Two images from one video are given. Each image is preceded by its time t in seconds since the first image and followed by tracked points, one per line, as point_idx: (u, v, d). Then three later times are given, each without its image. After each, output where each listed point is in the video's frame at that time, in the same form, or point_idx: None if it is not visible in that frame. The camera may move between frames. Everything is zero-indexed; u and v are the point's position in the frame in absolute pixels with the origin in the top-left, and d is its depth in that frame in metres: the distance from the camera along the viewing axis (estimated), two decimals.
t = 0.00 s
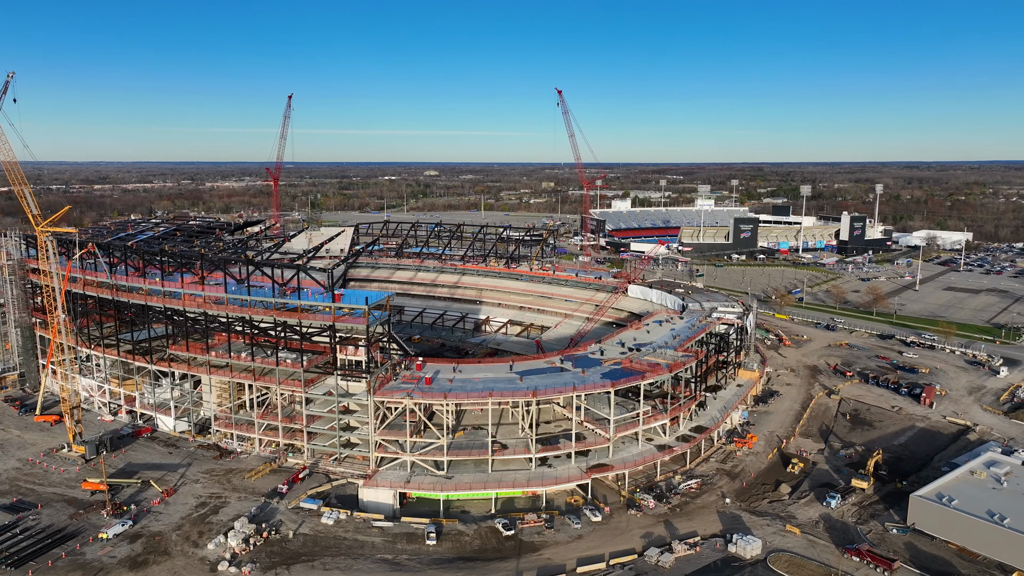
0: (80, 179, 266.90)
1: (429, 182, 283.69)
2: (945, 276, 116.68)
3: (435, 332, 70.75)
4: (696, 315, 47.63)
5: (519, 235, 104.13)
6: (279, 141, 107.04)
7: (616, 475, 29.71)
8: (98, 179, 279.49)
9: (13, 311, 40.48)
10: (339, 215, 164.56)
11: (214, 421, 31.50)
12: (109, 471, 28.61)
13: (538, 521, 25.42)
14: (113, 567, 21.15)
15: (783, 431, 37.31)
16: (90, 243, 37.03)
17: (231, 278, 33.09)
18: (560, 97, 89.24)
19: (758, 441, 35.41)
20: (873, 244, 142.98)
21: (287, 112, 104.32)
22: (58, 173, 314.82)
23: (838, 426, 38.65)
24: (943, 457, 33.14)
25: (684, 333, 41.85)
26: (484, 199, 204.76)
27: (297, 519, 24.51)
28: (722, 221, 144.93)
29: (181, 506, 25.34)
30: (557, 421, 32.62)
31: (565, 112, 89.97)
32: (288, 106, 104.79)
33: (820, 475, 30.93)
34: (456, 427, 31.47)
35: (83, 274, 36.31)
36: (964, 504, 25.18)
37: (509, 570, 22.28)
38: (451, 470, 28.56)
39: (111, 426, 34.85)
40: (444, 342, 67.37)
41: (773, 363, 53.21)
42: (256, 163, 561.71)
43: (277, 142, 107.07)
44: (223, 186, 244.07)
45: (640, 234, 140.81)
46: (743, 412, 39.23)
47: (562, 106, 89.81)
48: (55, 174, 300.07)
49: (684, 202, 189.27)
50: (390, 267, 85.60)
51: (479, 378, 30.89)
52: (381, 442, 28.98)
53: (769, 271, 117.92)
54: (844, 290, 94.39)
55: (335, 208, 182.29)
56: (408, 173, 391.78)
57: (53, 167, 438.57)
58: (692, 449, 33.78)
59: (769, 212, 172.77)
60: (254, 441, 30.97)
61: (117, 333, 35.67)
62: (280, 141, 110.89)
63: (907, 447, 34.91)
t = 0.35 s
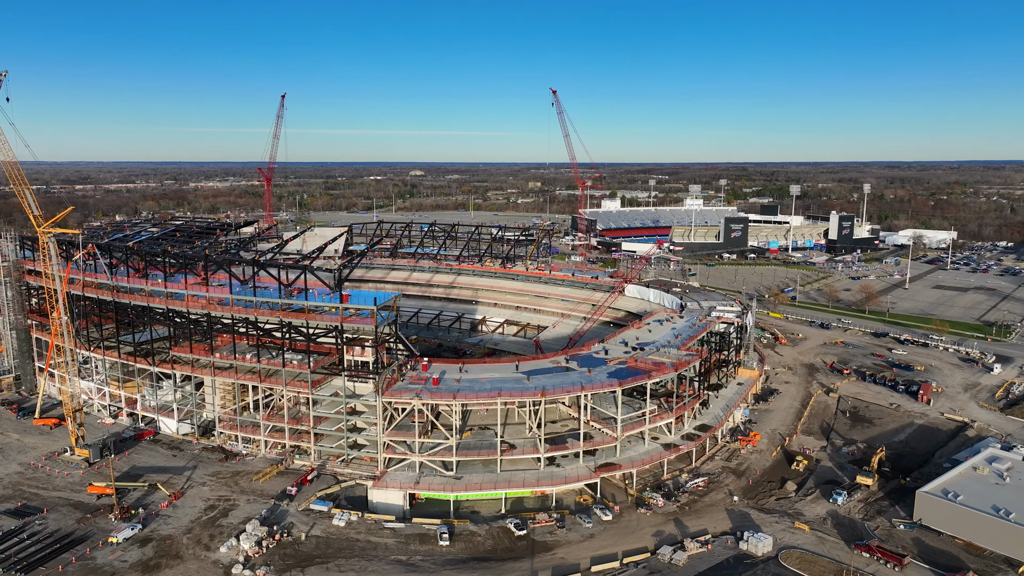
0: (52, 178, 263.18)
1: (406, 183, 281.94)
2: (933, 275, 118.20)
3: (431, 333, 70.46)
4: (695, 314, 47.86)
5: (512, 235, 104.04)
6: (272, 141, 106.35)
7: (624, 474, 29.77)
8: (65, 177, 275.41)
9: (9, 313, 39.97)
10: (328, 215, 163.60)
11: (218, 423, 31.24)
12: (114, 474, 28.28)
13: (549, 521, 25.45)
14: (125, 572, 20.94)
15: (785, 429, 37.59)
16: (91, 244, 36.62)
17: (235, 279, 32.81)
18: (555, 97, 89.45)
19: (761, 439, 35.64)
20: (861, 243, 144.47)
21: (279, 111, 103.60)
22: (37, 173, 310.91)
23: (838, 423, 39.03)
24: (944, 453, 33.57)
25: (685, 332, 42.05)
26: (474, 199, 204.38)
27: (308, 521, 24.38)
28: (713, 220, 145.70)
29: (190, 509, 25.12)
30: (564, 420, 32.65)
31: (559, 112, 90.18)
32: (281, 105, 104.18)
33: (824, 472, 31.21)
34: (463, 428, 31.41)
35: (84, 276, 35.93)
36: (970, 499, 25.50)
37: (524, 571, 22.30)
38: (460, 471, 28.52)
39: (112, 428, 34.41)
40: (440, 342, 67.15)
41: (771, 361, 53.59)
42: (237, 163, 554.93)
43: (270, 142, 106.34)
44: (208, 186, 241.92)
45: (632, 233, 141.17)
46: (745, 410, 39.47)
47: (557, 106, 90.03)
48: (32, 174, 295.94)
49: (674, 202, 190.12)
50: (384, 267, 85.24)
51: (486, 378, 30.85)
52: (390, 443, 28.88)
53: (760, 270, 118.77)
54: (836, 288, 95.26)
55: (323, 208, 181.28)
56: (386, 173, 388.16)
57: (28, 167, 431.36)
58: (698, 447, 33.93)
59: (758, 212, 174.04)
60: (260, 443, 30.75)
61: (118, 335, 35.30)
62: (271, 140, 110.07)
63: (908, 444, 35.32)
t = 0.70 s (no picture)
0: (35, 179, 259.94)
1: (397, 183, 280.84)
2: (923, 273, 119.43)
3: (429, 333, 70.27)
4: (697, 313, 48.08)
5: (507, 235, 103.95)
6: (267, 141, 105.76)
7: (634, 473, 29.85)
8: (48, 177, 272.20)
9: (7, 314, 39.42)
10: (319, 216, 162.67)
11: (226, 425, 31.04)
12: (122, 477, 28.02)
13: (563, 520, 25.51)
14: None
15: (789, 427, 37.86)
16: (93, 244, 36.28)
17: (242, 280, 32.65)
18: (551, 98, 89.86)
19: (767, 437, 35.85)
20: (852, 242, 145.65)
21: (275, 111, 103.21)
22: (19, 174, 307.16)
23: (841, 421, 39.35)
24: (948, 450, 33.95)
25: (689, 331, 42.24)
26: (466, 200, 203.98)
27: (321, 523, 24.27)
28: (706, 219, 146.28)
29: (201, 512, 24.95)
30: (572, 420, 32.69)
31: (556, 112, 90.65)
32: (277, 106, 103.69)
33: (831, 470, 31.48)
34: (472, 428, 31.37)
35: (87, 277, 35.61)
36: (978, 495, 25.81)
37: (541, 570, 22.34)
38: (471, 471, 28.47)
39: (115, 431, 34.03)
40: (439, 343, 66.95)
41: (770, 360, 53.92)
42: (224, 163, 551.67)
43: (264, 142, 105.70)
44: (194, 187, 239.73)
45: (626, 233, 141.45)
46: (749, 409, 39.72)
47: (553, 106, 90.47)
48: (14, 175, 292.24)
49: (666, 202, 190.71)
50: (380, 268, 84.92)
51: (495, 378, 30.85)
52: (400, 445, 28.83)
53: (754, 270, 119.44)
54: (830, 287, 95.97)
55: (313, 209, 180.30)
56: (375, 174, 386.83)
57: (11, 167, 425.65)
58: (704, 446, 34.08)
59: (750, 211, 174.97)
60: (268, 445, 30.59)
61: (122, 336, 35.01)
62: (265, 140, 109.36)
63: (911, 441, 35.68)
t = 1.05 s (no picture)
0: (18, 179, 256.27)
1: (387, 183, 279.79)
2: (915, 272, 120.57)
3: (429, 333, 70.13)
4: (699, 313, 48.29)
5: (503, 235, 103.91)
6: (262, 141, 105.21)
7: (644, 472, 29.94)
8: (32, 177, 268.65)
9: (8, 316, 38.91)
10: (311, 216, 161.79)
11: (234, 427, 30.88)
12: (131, 480, 27.79)
13: (577, 519, 25.57)
14: None
15: (794, 425, 38.12)
16: (97, 245, 36.00)
17: (250, 281, 32.50)
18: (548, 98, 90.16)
19: (772, 435, 36.07)
20: (844, 241, 146.78)
21: (272, 111, 103.03)
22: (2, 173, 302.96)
23: (845, 419, 39.67)
24: (952, 447, 34.30)
25: (692, 331, 42.40)
26: (458, 200, 203.52)
27: (336, 524, 24.20)
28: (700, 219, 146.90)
29: (214, 514, 24.83)
30: (580, 419, 32.74)
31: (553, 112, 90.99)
32: (272, 106, 103.25)
33: (838, 468, 31.73)
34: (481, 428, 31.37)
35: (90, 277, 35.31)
36: (986, 492, 26.07)
37: (559, 570, 22.37)
38: (482, 471, 28.47)
39: (121, 433, 33.75)
40: (439, 343, 66.84)
41: (771, 358, 54.25)
42: (212, 162, 547.65)
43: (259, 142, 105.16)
44: (182, 187, 237.67)
45: (621, 233, 141.75)
46: (753, 408, 39.92)
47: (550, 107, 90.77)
48: None
49: (659, 202, 191.31)
50: (377, 268, 84.66)
51: (505, 378, 30.86)
52: (411, 445, 28.79)
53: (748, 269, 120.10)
54: (824, 286, 96.65)
55: (304, 209, 179.32)
56: (364, 174, 385.25)
57: None
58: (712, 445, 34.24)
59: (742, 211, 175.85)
60: (277, 446, 30.48)
61: (127, 338, 34.76)
62: (261, 140, 108.75)
63: (915, 438, 36.03)
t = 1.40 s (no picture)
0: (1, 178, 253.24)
1: (378, 183, 278.79)
2: (907, 271, 121.76)
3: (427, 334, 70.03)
4: (701, 312, 48.51)
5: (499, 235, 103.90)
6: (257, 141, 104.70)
7: (654, 471, 30.02)
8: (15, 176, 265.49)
9: (8, 318, 38.63)
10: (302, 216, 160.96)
11: (242, 429, 30.71)
12: (140, 483, 27.55)
13: (591, 519, 25.64)
14: None
15: (799, 424, 38.37)
16: (101, 246, 35.67)
17: (257, 281, 32.33)
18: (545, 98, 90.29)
19: (778, 434, 36.30)
20: (836, 241, 147.91)
21: (268, 111, 102.53)
22: None
23: (848, 417, 39.99)
24: (955, 444, 34.66)
25: (696, 330, 42.55)
26: (449, 200, 203.12)
27: (351, 526, 24.14)
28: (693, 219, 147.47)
29: (227, 516, 24.68)
30: (589, 419, 32.79)
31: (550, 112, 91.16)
32: (268, 105, 102.71)
33: (844, 465, 32.00)
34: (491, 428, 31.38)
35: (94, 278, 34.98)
36: (994, 488, 26.34)
37: (576, 569, 22.42)
38: (494, 471, 28.47)
39: (126, 435, 33.44)
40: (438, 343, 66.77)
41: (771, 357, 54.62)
42: (200, 162, 543.58)
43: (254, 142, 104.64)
44: (169, 187, 235.84)
45: (615, 233, 142.11)
46: (757, 406, 40.13)
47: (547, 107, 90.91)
48: None
49: (651, 202, 191.92)
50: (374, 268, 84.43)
51: (515, 378, 30.85)
52: (422, 446, 28.74)
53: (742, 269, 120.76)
54: (819, 285, 97.31)
55: (294, 209, 178.35)
56: (353, 174, 383.80)
57: None
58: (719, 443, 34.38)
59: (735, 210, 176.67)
60: (287, 448, 30.35)
61: (132, 339, 34.46)
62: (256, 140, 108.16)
63: (918, 436, 36.38)
